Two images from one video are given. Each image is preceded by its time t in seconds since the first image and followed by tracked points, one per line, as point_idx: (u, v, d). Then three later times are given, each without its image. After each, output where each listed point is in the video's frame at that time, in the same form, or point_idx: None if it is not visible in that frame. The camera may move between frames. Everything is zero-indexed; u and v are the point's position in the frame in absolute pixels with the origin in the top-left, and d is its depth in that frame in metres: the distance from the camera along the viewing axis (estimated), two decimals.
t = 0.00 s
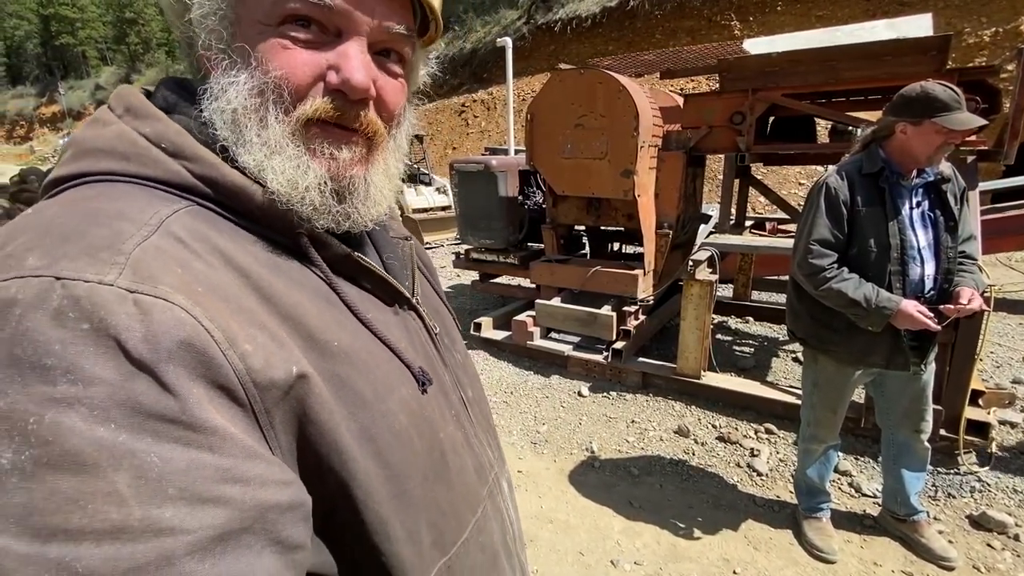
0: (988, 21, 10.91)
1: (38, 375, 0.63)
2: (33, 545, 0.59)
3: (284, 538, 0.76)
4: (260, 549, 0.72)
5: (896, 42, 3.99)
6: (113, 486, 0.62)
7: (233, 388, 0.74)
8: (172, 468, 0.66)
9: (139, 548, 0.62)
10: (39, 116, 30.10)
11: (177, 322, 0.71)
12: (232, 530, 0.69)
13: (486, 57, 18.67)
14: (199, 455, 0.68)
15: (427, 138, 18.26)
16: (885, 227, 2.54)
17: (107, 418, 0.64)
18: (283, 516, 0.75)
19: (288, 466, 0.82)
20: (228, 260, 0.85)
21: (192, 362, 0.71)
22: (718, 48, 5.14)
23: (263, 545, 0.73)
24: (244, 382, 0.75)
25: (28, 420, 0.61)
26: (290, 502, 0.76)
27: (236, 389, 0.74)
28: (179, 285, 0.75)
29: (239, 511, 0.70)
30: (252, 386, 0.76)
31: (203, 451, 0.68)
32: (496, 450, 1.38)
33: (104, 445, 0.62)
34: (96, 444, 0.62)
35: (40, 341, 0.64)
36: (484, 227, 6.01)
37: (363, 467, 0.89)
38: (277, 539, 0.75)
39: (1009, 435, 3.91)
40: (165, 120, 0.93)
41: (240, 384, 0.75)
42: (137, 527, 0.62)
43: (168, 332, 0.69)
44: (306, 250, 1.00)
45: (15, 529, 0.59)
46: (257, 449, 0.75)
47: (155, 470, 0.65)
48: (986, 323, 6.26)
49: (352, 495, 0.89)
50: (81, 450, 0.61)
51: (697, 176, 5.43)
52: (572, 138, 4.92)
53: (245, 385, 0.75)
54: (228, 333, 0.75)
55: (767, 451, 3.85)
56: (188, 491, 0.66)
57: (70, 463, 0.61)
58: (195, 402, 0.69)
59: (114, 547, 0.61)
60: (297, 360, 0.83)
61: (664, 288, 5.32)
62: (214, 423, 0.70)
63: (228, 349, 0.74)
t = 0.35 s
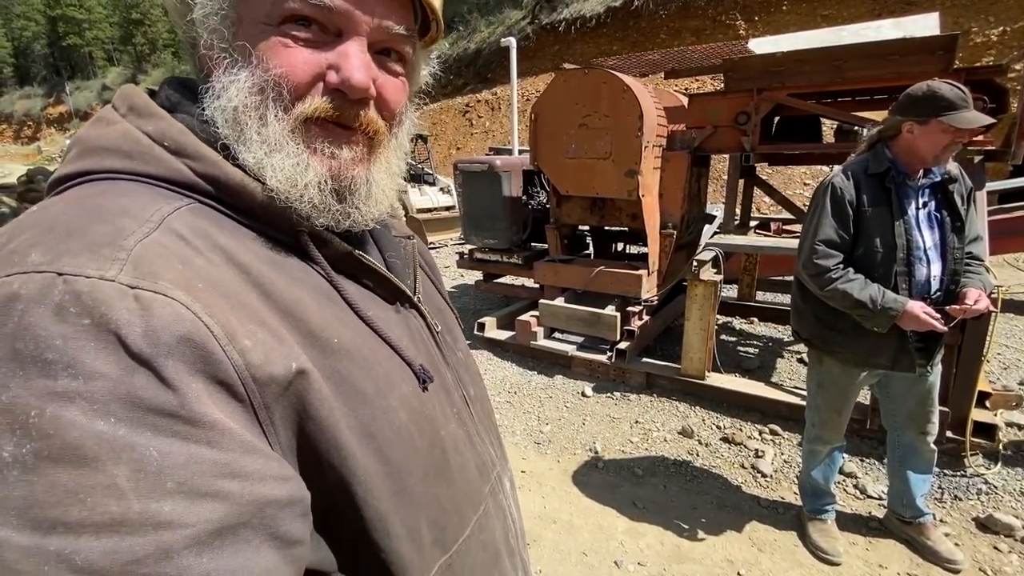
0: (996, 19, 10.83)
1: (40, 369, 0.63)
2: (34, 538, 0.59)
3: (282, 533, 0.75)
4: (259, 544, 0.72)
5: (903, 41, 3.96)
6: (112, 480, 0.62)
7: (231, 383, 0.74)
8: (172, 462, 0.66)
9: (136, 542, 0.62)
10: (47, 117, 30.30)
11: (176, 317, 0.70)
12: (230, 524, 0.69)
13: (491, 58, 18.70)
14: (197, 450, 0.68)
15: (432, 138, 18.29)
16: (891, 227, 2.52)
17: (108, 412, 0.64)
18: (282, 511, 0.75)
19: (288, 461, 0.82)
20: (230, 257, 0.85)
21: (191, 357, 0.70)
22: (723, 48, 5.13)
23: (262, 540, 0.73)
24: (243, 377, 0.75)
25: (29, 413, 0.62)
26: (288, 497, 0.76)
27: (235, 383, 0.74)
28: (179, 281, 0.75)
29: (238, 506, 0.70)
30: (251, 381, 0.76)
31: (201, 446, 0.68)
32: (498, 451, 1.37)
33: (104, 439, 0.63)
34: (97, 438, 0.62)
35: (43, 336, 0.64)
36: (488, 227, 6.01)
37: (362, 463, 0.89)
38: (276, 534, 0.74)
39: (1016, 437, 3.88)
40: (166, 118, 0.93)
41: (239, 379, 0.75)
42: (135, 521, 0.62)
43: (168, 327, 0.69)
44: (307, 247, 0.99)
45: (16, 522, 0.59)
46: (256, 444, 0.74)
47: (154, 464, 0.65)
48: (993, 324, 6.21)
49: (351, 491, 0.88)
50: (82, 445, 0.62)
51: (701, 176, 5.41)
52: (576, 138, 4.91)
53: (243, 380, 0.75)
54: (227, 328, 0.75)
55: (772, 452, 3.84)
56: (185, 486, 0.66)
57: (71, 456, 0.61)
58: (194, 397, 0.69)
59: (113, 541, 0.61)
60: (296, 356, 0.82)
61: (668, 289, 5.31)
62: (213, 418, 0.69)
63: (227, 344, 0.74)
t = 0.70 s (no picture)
0: (1002, 18, 10.77)
1: (31, 365, 0.64)
2: (23, 531, 0.60)
3: (270, 533, 0.74)
4: (246, 542, 0.72)
5: (908, 41, 3.94)
6: (99, 476, 0.63)
7: (220, 381, 0.73)
8: (158, 460, 0.66)
9: (120, 538, 0.62)
10: (54, 117, 30.46)
11: (163, 316, 0.70)
12: (216, 523, 0.69)
13: (494, 58, 18.72)
14: (182, 448, 0.67)
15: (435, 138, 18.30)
16: (897, 228, 2.51)
17: (96, 408, 0.64)
18: (270, 511, 0.74)
19: (279, 460, 0.81)
20: (226, 256, 0.85)
21: (179, 355, 0.70)
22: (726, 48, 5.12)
23: (248, 538, 0.72)
24: (233, 375, 0.75)
25: (21, 408, 0.63)
26: (276, 497, 0.75)
27: (224, 381, 0.74)
28: (170, 280, 0.75)
29: (222, 505, 0.69)
30: (240, 379, 0.76)
31: (186, 444, 0.68)
32: (503, 453, 1.37)
33: (92, 435, 0.63)
34: (85, 434, 0.63)
35: (35, 333, 0.65)
36: (492, 227, 6.01)
37: (355, 463, 0.88)
38: (264, 534, 0.74)
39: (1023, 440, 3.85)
40: (167, 118, 0.93)
41: (228, 377, 0.74)
42: (120, 518, 0.63)
43: (155, 325, 0.69)
44: (306, 243, 0.98)
45: (7, 515, 0.60)
46: (244, 442, 0.74)
47: (140, 460, 0.65)
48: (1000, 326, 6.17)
49: (342, 491, 0.88)
50: (69, 440, 0.62)
51: (705, 176, 5.40)
52: (579, 138, 4.90)
53: (233, 378, 0.75)
54: (216, 326, 0.75)
55: (776, 453, 3.82)
56: (170, 484, 0.66)
57: (59, 451, 0.62)
58: (180, 396, 0.69)
59: (99, 536, 0.61)
60: (288, 355, 0.82)
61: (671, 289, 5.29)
62: (198, 416, 0.69)
63: (216, 343, 0.74)
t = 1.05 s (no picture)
0: (1008, 18, 10.72)
1: (24, 375, 0.64)
2: (19, 538, 0.60)
3: (267, 536, 0.74)
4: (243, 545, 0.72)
5: (913, 40, 3.93)
6: (92, 483, 0.63)
7: (213, 385, 0.73)
8: (149, 465, 0.66)
9: (114, 544, 0.62)
10: (59, 117, 30.58)
11: (153, 322, 0.71)
12: (212, 526, 0.69)
13: (498, 58, 18.73)
14: (174, 453, 0.67)
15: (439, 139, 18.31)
16: (902, 228, 2.50)
17: (86, 416, 0.64)
18: (266, 514, 0.74)
19: (276, 463, 0.81)
20: (218, 260, 0.85)
21: (170, 361, 0.70)
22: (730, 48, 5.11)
23: (245, 542, 0.72)
24: (224, 379, 0.75)
25: (13, 417, 0.63)
26: (271, 500, 0.75)
27: (216, 385, 0.74)
28: (159, 285, 0.75)
29: (217, 509, 0.69)
30: (233, 383, 0.76)
31: (178, 449, 0.68)
32: (508, 449, 1.37)
33: (82, 443, 0.63)
34: (75, 441, 0.63)
35: (26, 342, 0.65)
36: (494, 228, 6.00)
37: (353, 463, 0.88)
38: (262, 537, 0.74)
39: None
40: (156, 125, 0.93)
41: (220, 381, 0.74)
42: (113, 524, 0.63)
43: (145, 331, 0.69)
44: (299, 244, 0.98)
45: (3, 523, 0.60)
46: (238, 446, 0.74)
47: (132, 467, 0.65)
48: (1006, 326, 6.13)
49: (343, 491, 0.88)
50: (60, 448, 0.62)
51: (708, 176, 5.39)
52: (582, 138, 4.90)
53: (225, 382, 0.75)
54: (206, 330, 0.75)
55: (779, 454, 3.81)
56: (162, 489, 0.66)
57: (52, 459, 0.62)
58: (171, 401, 0.69)
59: (95, 543, 0.61)
60: (280, 357, 0.82)
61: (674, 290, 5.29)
62: (190, 421, 0.69)
63: (207, 347, 0.74)
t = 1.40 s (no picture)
0: (1013, 18, 10.68)
1: (39, 379, 0.64)
2: (35, 544, 0.60)
3: (283, 539, 0.75)
4: (259, 549, 0.72)
5: (917, 40, 3.92)
6: (110, 487, 0.63)
7: (228, 389, 0.74)
8: (166, 469, 0.66)
9: (130, 548, 0.62)
10: (63, 117, 30.68)
11: (169, 325, 0.71)
12: (228, 530, 0.69)
13: (500, 58, 18.74)
14: (192, 457, 0.68)
15: (440, 139, 18.32)
16: (904, 229, 2.50)
17: (103, 419, 0.64)
18: (281, 517, 0.75)
19: (289, 466, 0.81)
20: (229, 263, 0.85)
21: (186, 364, 0.71)
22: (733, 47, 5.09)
23: (261, 546, 0.72)
24: (240, 382, 0.75)
25: (28, 421, 0.63)
26: (286, 504, 0.75)
27: (232, 389, 0.74)
28: (173, 289, 0.75)
29: (234, 513, 0.70)
30: (248, 387, 0.76)
31: (196, 453, 0.68)
32: (509, 451, 1.37)
33: (98, 447, 0.63)
34: (92, 446, 0.63)
35: (40, 346, 0.65)
36: (496, 228, 6.00)
37: (365, 466, 0.88)
38: (277, 540, 0.74)
39: None
40: (165, 126, 0.94)
41: (236, 385, 0.75)
42: (130, 528, 0.63)
43: (162, 335, 0.69)
44: (308, 247, 0.99)
45: (19, 528, 0.60)
46: (253, 450, 0.74)
47: (149, 471, 0.65)
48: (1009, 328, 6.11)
49: (354, 494, 0.88)
50: (77, 453, 0.62)
51: (710, 176, 5.38)
52: (585, 138, 4.90)
53: (240, 385, 0.75)
54: (222, 334, 0.75)
55: (782, 455, 3.81)
56: (180, 493, 0.66)
57: (69, 464, 0.62)
58: (187, 405, 0.69)
59: (112, 547, 0.62)
60: (294, 360, 0.82)
61: (677, 290, 5.28)
62: (208, 425, 0.70)
63: (223, 351, 0.74)
